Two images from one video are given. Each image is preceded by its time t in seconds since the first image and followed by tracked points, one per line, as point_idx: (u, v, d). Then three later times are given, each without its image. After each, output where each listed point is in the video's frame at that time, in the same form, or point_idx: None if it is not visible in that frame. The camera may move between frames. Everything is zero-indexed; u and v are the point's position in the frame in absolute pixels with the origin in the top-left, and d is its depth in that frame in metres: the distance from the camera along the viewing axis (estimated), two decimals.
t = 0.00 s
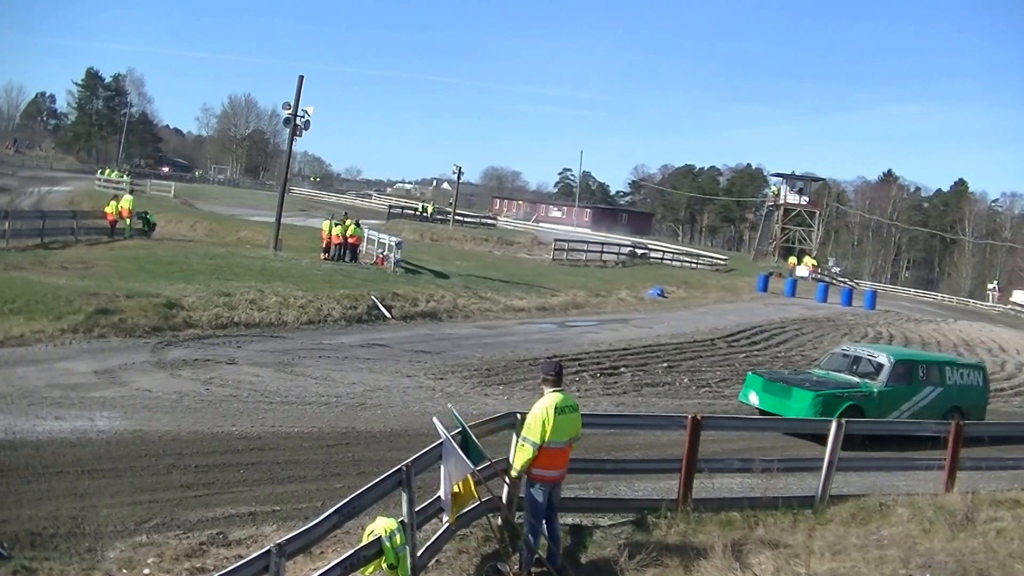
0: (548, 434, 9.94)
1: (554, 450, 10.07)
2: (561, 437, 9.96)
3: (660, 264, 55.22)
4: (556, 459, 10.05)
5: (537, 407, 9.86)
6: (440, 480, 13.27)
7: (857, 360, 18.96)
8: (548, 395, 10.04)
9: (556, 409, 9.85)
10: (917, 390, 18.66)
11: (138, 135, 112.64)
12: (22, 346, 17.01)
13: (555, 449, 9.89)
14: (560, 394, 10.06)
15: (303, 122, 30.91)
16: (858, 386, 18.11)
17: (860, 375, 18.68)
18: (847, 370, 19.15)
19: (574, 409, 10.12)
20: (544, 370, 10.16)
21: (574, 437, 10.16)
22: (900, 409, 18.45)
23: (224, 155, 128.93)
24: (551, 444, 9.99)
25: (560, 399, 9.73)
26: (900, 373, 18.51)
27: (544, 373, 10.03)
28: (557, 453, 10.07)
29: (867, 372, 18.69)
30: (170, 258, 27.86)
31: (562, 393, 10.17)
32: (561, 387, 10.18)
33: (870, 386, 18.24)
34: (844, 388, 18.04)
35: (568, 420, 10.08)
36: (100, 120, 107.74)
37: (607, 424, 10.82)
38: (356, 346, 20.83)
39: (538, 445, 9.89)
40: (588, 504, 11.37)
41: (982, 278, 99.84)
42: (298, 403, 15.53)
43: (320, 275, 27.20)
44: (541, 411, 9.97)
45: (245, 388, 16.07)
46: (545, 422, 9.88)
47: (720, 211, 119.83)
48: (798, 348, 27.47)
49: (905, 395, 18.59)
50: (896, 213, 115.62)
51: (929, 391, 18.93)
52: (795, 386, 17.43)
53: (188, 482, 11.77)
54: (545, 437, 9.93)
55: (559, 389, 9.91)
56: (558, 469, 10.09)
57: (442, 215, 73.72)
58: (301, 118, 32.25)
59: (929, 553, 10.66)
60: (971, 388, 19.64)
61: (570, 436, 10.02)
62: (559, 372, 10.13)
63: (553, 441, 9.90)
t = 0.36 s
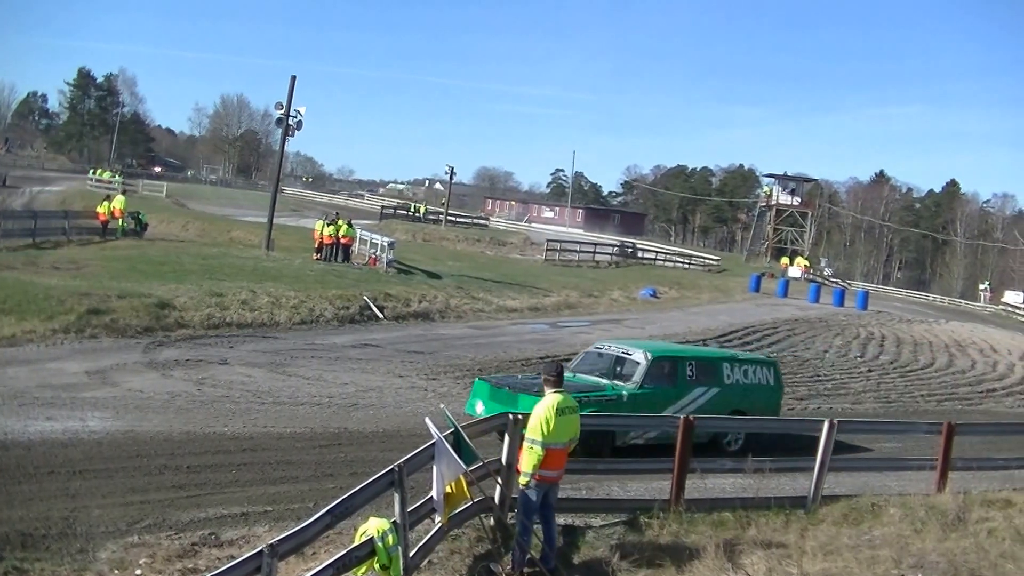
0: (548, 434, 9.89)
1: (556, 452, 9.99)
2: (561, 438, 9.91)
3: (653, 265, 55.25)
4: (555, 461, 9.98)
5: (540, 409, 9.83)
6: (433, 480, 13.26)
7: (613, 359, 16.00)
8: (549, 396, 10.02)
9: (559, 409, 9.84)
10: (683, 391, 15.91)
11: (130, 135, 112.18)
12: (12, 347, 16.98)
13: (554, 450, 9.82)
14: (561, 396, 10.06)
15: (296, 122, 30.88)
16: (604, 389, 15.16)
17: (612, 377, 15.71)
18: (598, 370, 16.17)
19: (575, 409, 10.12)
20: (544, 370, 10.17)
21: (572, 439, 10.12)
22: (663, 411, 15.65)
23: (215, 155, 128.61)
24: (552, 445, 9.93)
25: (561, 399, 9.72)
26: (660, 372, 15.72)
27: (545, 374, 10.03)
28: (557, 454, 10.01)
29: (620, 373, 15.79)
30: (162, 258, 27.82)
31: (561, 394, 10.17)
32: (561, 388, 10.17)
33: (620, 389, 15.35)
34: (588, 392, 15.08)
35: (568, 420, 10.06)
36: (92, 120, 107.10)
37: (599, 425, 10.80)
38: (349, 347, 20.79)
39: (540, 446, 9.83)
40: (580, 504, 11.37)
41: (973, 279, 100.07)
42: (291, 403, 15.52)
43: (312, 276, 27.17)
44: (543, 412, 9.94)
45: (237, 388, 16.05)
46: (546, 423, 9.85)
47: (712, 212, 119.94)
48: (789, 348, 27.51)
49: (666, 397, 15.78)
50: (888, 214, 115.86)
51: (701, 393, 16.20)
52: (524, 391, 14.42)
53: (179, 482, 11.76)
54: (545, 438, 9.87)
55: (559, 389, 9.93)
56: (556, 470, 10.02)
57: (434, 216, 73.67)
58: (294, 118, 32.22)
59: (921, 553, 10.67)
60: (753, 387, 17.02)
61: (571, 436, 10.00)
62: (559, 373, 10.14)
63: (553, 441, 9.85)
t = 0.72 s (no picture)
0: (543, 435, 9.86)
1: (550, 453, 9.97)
2: (556, 438, 9.89)
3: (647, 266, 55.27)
4: (549, 460, 9.97)
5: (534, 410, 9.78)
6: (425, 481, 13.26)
7: (268, 361, 13.07)
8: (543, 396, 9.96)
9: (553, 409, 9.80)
10: (353, 396, 13.12)
11: (124, 135, 111.83)
12: (5, 347, 16.95)
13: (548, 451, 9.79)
14: (555, 396, 10.01)
15: (289, 123, 30.89)
16: (246, 395, 12.26)
17: (260, 383, 12.77)
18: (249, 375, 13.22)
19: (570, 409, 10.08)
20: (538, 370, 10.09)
21: (567, 438, 10.07)
22: (325, 422, 12.78)
23: (208, 155, 128.33)
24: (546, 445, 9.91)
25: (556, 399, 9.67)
26: (323, 374, 12.91)
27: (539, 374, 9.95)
28: (551, 454, 9.99)
29: (270, 377, 12.84)
30: (153, 259, 27.81)
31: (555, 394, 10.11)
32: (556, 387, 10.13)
33: (264, 396, 12.44)
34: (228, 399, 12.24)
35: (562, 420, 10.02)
36: (85, 120, 106.47)
37: (592, 425, 10.77)
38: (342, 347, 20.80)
39: (535, 446, 9.77)
40: (574, 504, 11.35)
41: (966, 280, 100.20)
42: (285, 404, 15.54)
43: (305, 276, 27.17)
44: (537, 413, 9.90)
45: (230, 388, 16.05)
46: (541, 424, 9.80)
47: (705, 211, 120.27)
48: (782, 348, 27.54)
49: (331, 404, 12.94)
50: (881, 215, 116.00)
51: (377, 397, 13.38)
52: (141, 401, 11.66)
53: (173, 483, 11.77)
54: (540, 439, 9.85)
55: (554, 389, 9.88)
56: (550, 470, 10.02)
57: (428, 216, 73.61)
58: (287, 118, 32.24)
59: (914, 553, 10.68)
60: (453, 390, 14.32)
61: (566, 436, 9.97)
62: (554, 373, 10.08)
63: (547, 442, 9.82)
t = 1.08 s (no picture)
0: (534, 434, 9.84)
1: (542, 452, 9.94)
2: (548, 438, 9.88)
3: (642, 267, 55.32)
4: (542, 460, 9.94)
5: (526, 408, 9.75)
6: (420, 481, 13.26)
7: None
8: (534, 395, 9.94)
9: (545, 408, 9.77)
10: None
11: (118, 135, 111.67)
12: None
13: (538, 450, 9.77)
14: (547, 395, 9.97)
15: (283, 123, 30.91)
16: None
17: None
18: None
19: (562, 409, 10.04)
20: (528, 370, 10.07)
21: (559, 437, 10.05)
22: None
23: (202, 155, 128.28)
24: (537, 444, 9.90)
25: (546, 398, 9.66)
26: None
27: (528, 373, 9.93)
28: (544, 454, 9.97)
29: None
30: (146, 259, 27.81)
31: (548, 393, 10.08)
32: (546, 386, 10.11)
33: None
34: None
35: (554, 420, 9.97)
36: (79, 121, 106.47)
37: (585, 425, 10.76)
38: (337, 347, 20.81)
39: (526, 445, 9.75)
40: (567, 505, 11.35)
41: (960, 280, 100.29)
42: (279, 403, 15.55)
43: (299, 276, 27.18)
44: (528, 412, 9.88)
45: (225, 388, 16.05)
46: (531, 424, 9.79)
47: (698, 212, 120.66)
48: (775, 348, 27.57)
49: None
50: (874, 215, 116.14)
51: None
52: None
53: (168, 483, 11.75)
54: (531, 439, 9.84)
55: (546, 388, 9.84)
56: (544, 469, 9.99)
57: (423, 216, 73.63)
58: (281, 118, 32.27)
59: (908, 554, 10.69)
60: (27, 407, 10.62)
61: (557, 437, 9.93)
62: (544, 372, 10.06)
63: (538, 442, 9.80)
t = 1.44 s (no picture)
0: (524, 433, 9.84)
1: (532, 452, 9.93)
2: (538, 437, 9.88)
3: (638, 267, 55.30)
4: (531, 459, 9.94)
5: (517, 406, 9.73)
6: (414, 481, 13.27)
7: None
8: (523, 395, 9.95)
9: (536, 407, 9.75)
10: None
11: (113, 134, 111.28)
12: None
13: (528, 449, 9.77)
14: (536, 396, 9.97)
15: (278, 123, 30.89)
16: None
17: None
18: None
19: (551, 409, 10.05)
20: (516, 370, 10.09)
21: (549, 437, 10.06)
22: None
23: (197, 155, 128.00)
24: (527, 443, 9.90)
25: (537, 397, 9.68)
26: None
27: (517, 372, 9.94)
28: (534, 453, 9.97)
29: None
30: (141, 259, 27.79)
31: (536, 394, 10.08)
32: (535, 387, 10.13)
33: None
34: None
35: (543, 421, 9.97)
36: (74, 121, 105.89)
37: (579, 426, 10.75)
38: (332, 347, 20.81)
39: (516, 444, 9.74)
40: (562, 505, 11.34)
41: (955, 280, 100.36)
42: (274, 404, 15.56)
43: (295, 276, 27.17)
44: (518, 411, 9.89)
45: (220, 388, 16.06)
46: (521, 422, 9.79)
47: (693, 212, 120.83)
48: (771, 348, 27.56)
49: None
50: (870, 215, 116.21)
51: None
52: None
53: (163, 483, 11.75)
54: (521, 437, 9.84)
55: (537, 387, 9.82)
56: (534, 468, 9.99)
57: (418, 216, 73.56)
58: (276, 118, 32.24)
59: (902, 554, 10.70)
60: None
61: (546, 436, 9.93)
62: (532, 372, 10.09)
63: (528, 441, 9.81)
